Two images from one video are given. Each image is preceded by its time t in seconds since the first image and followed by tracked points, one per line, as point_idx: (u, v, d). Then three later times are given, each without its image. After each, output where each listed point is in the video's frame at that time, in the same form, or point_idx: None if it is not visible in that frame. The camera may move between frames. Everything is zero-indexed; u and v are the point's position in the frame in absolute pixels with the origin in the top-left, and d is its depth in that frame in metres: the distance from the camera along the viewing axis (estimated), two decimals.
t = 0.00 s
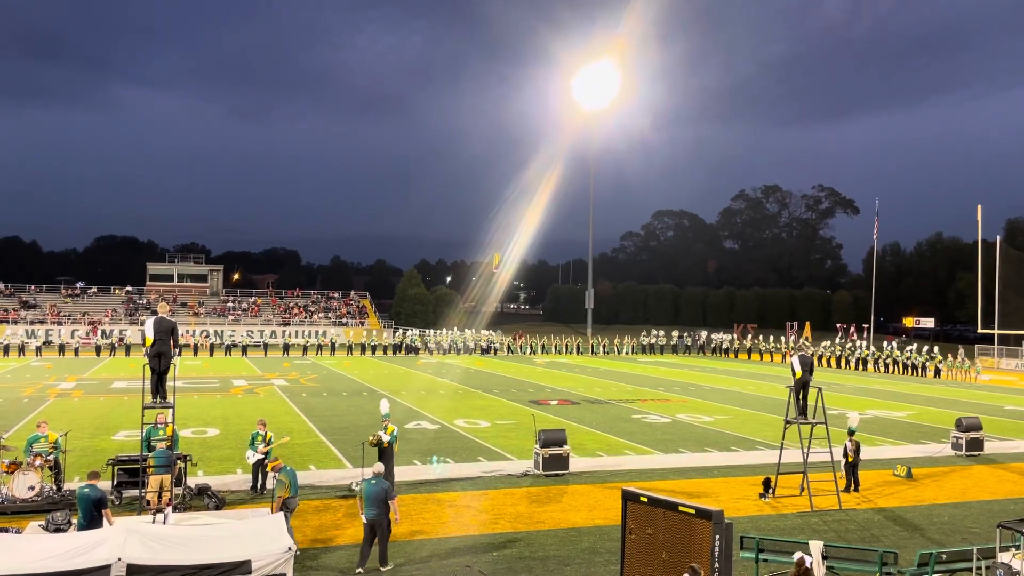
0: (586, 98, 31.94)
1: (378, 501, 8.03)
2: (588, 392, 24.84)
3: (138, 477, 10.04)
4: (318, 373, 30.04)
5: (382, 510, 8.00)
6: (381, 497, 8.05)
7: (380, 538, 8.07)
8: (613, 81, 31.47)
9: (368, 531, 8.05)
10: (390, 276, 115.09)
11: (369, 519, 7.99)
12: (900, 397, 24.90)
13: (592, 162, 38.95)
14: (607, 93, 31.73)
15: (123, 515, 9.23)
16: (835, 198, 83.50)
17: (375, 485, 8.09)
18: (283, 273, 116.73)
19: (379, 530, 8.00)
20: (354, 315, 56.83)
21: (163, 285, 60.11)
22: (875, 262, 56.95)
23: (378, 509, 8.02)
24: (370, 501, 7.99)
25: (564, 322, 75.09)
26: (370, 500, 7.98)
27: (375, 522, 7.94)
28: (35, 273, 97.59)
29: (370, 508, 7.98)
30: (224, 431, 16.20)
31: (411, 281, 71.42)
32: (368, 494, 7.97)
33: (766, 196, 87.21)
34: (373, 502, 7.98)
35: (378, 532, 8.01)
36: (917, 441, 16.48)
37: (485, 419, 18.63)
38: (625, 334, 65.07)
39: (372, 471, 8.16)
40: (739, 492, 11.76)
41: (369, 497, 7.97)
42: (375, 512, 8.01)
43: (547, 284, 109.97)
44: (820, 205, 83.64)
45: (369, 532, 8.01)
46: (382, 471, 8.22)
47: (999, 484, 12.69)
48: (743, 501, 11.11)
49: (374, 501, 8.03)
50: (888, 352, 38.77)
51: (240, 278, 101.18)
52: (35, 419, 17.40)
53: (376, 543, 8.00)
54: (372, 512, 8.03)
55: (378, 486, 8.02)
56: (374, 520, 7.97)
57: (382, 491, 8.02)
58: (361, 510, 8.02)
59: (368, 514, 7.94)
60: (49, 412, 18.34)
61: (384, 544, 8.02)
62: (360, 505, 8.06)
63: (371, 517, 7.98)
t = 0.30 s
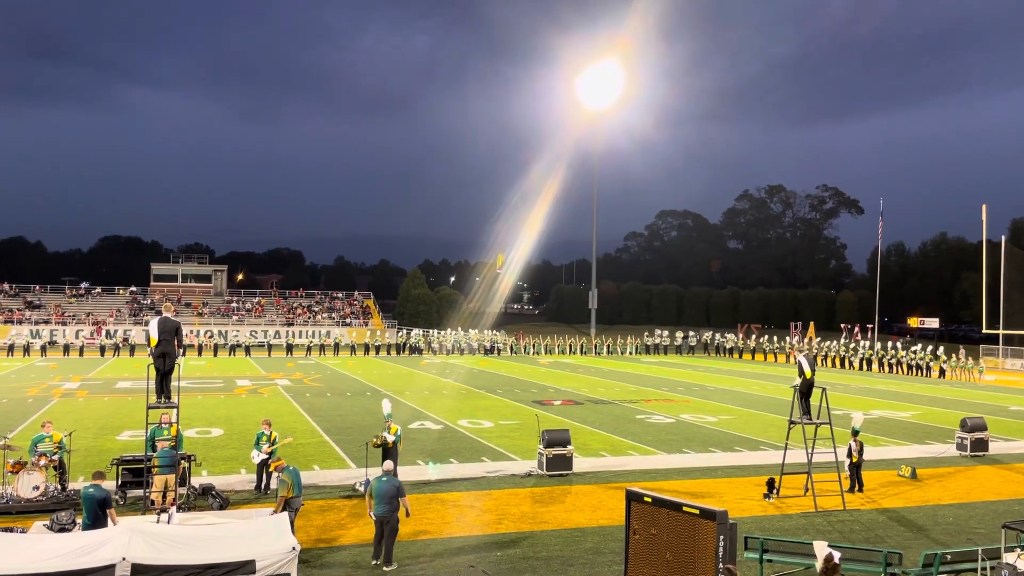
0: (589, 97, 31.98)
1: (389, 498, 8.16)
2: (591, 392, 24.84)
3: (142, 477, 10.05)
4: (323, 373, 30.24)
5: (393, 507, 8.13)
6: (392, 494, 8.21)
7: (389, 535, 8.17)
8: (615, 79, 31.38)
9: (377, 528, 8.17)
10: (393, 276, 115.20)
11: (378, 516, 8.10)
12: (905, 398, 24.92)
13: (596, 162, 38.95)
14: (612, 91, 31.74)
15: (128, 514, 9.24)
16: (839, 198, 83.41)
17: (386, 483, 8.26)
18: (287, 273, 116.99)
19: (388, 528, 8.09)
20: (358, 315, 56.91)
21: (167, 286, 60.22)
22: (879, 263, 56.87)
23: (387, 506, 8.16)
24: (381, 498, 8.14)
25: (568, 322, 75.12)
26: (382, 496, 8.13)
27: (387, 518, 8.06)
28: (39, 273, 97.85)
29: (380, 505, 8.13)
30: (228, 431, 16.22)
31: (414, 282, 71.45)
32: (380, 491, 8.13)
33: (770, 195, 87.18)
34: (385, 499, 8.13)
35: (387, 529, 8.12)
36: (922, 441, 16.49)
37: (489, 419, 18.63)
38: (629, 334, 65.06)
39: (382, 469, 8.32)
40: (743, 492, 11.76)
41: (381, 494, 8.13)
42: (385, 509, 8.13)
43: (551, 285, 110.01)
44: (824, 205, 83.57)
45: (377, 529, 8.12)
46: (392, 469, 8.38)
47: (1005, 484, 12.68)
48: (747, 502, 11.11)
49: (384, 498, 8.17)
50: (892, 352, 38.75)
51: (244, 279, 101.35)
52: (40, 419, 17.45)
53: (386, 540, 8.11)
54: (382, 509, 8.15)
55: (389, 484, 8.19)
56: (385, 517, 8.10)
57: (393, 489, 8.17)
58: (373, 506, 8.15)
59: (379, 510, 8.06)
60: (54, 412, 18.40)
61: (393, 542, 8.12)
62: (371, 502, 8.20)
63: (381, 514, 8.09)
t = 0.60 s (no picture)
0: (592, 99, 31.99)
1: (395, 496, 8.16)
2: (597, 392, 24.85)
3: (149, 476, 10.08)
4: (328, 373, 30.30)
5: (399, 505, 8.14)
6: (399, 492, 8.20)
7: (397, 532, 8.19)
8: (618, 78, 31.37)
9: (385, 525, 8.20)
10: (399, 276, 115.35)
11: (385, 514, 8.11)
12: (911, 398, 24.89)
13: (601, 162, 38.95)
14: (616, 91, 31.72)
15: (134, 515, 9.26)
16: (845, 198, 83.25)
17: (392, 482, 8.25)
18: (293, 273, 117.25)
19: (396, 525, 8.11)
20: (364, 315, 56.98)
21: (174, 286, 60.36)
22: (886, 262, 56.69)
23: (394, 504, 8.16)
24: (387, 496, 8.14)
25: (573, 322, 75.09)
26: (388, 494, 8.13)
27: (393, 516, 8.07)
28: (46, 273, 98.16)
29: (387, 503, 8.13)
30: (234, 431, 16.25)
31: (420, 282, 71.51)
32: (386, 489, 8.13)
33: (776, 195, 87.06)
34: (391, 497, 8.12)
35: (394, 526, 8.14)
36: (929, 441, 16.47)
37: (494, 419, 18.64)
38: (635, 335, 65.01)
39: (388, 468, 8.32)
40: (749, 492, 11.75)
41: (387, 492, 8.13)
42: (392, 507, 8.13)
43: (556, 285, 110.04)
44: (830, 205, 83.42)
45: (385, 526, 8.14)
46: (398, 467, 8.38)
47: (1012, 484, 12.65)
48: (753, 502, 11.10)
49: (391, 496, 8.16)
50: (899, 352, 38.68)
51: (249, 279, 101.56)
52: (47, 419, 17.50)
53: (394, 537, 8.14)
54: (389, 507, 8.16)
55: (396, 482, 8.18)
56: (392, 515, 8.12)
57: (400, 487, 8.17)
58: (378, 505, 8.16)
59: (385, 509, 8.07)
60: (61, 412, 18.44)
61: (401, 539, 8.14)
62: (377, 501, 8.20)
63: (388, 512, 8.10)
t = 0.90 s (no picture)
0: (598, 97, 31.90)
1: (402, 493, 8.34)
2: (604, 392, 24.82)
3: (157, 476, 10.11)
4: (336, 373, 30.33)
5: (406, 502, 8.35)
6: (405, 488, 8.38)
7: (405, 527, 8.42)
8: (627, 77, 31.36)
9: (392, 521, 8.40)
10: (406, 276, 115.48)
11: (393, 511, 8.31)
12: (920, 398, 24.80)
13: (608, 162, 38.90)
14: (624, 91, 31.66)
15: (143, 515, 9.28)
16: (853, 197, 83.01)
17: (397, 478, 8.41)
18: (301, 273, 117.51)
19: (405, 522, 8.34)
20: (371, 315, 57.05)
21: (182, 286, 60.53)
22: (895, 262, 56.47)
23: (400, 501, 8.35)
24: (394, 494, 8.32)
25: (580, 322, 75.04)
26: (394, 491, 8.31)
27: (400, 512, 8.28)
28: (55, 273, 98.60)
29: (394, 500, 8.32)
30: (242, 431, 16.30)
31: (427, 282, 71.57)
32: (392, 487, 8.30)
33: (784, 195, 86.89)
34: (397, 495, 8.31)
35: (402, 522, 8.38)
36: (937, 441, 16.42)
37: (501, 419, 18.63)
38: (642, 334, 64.92)
39: (394, 465, 8.46)
40: (757, 492, 11.74)
41: (393, 490, 8.29)
42: (398, 504, 8.33)
43: (563, 285, 109.99)
44: (839, 204, 83.18)
45: (393, 522, 8.34)
46: (403, 463, 8.54)
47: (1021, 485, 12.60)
48: (761, 502, 11.09)
49: (398, 493, 8.34)
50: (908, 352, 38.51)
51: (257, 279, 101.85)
52: (56, 418, 17.59)
53: (402, 533, 8.37)
54: (396, 504, 8.35)
55: (401, 479, 8.34)
56: (399, 511, 8.33)
57: (406, 485, 8.34)
58: (385, 502, 8.34)
59: (392, 507, 8.27)
60: (70, 412, 18.51)
61: (410, 534, 8.38)
62: (383, 498, 8.39)
63: (395, 509, 8.31)
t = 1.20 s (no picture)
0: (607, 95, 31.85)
1: (414, 490, 8.36)
2: (614, 391, 24.77)
3: (168, 474, 10.17)
4: (346, 373, 30.34)
5: (418, 500, 8.36)
6: (418, 486, 8.41)
7: (416, 522, 8.46)
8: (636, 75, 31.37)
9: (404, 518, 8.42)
10: (415, 276, 115.61)
11: (406, 509, 8.33)
12: (932, 397, 24.65)
13: (618, 162, 38.87)
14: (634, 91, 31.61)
15: (154, 514, 9.32)
16: (864, 196, 82.71)
17: (410, 475, 8.42)
18: (311, 273, 117.80)
19: (417, 519, 8.37)
20: (381, 315, 57.15)
21: (192, 287, 60.76)
22: (906, 261, 56.17)
23: (413, 499, 8.36)
24: (407, 492, 8.34)
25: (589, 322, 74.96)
26: (408, 490, 8.32)
27: (413, 511, 8.30)
28: (66, 274, 99.13)
29: (406, 498, 8.33)
30: (252, 430, 16.33)
31: (436, 281, 71.63)
32: (405, 486, 8.31)
33: (794, 194, 86.64)
34: (410, 493, 8.32)
35: (414, 519, 8.39)
36: (949, 441, 16.35)
37: (511, 419, 18.63)
38: (652, 335, 64.78)
39: (405, 462, 8.48)
40: (767, 492, 11.71)
41: (406, 488, 8.31)
42: (411, 502, 8.34)
43: (572, 285, 109.92)
44: (849, 203, 82.86)
45: (404, 520, 8.37)
46: (415, 461, 8.55)
47: None
48: (771, 502, 11.06)
49: (410, 491, 8.37)
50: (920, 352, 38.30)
51: (267, 279, 102.16)
52: (68, 418, 17.71)
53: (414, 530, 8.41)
54: (408, 502, 8.37)
55: (414, 477, 8.35)
56: (411, 509, 8.35)
57: (419, 482, 8.35)
58: (398, 499, 8.35)
59: (405, 504, 8.29)
60: (82, 411, 18.63)
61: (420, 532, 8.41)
62: (396, 495, 8.40)
63: (408, 507, 8.33)
